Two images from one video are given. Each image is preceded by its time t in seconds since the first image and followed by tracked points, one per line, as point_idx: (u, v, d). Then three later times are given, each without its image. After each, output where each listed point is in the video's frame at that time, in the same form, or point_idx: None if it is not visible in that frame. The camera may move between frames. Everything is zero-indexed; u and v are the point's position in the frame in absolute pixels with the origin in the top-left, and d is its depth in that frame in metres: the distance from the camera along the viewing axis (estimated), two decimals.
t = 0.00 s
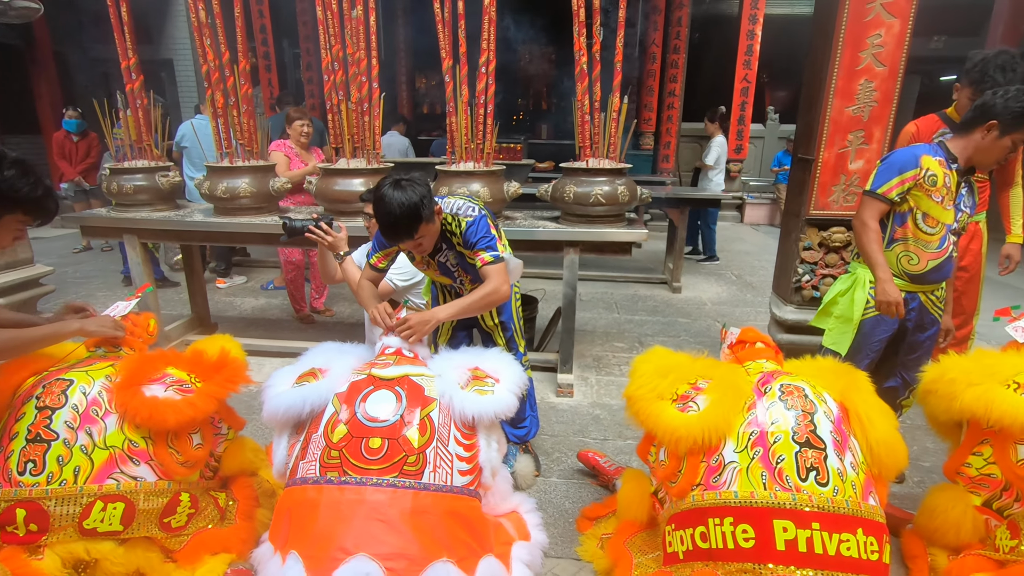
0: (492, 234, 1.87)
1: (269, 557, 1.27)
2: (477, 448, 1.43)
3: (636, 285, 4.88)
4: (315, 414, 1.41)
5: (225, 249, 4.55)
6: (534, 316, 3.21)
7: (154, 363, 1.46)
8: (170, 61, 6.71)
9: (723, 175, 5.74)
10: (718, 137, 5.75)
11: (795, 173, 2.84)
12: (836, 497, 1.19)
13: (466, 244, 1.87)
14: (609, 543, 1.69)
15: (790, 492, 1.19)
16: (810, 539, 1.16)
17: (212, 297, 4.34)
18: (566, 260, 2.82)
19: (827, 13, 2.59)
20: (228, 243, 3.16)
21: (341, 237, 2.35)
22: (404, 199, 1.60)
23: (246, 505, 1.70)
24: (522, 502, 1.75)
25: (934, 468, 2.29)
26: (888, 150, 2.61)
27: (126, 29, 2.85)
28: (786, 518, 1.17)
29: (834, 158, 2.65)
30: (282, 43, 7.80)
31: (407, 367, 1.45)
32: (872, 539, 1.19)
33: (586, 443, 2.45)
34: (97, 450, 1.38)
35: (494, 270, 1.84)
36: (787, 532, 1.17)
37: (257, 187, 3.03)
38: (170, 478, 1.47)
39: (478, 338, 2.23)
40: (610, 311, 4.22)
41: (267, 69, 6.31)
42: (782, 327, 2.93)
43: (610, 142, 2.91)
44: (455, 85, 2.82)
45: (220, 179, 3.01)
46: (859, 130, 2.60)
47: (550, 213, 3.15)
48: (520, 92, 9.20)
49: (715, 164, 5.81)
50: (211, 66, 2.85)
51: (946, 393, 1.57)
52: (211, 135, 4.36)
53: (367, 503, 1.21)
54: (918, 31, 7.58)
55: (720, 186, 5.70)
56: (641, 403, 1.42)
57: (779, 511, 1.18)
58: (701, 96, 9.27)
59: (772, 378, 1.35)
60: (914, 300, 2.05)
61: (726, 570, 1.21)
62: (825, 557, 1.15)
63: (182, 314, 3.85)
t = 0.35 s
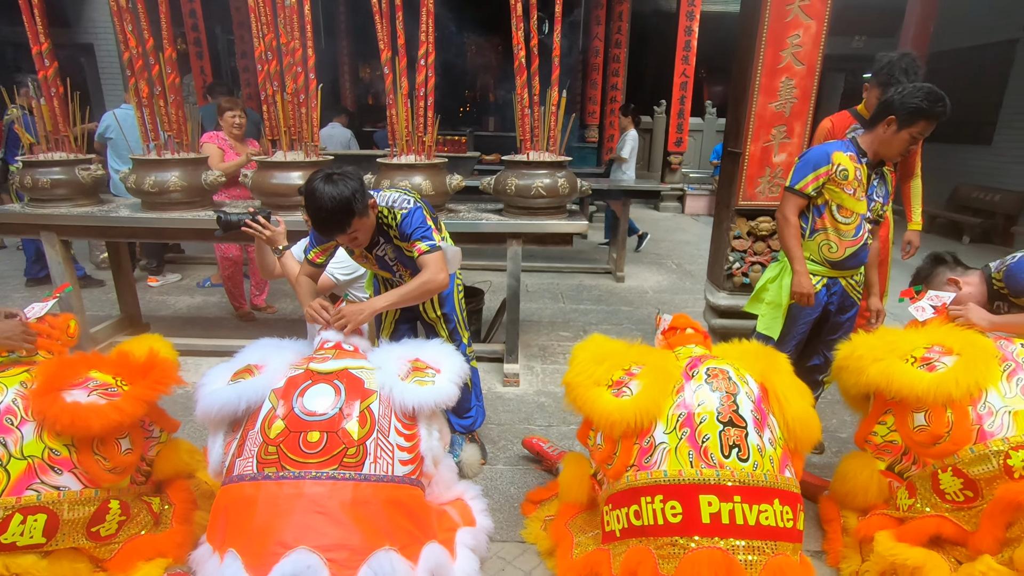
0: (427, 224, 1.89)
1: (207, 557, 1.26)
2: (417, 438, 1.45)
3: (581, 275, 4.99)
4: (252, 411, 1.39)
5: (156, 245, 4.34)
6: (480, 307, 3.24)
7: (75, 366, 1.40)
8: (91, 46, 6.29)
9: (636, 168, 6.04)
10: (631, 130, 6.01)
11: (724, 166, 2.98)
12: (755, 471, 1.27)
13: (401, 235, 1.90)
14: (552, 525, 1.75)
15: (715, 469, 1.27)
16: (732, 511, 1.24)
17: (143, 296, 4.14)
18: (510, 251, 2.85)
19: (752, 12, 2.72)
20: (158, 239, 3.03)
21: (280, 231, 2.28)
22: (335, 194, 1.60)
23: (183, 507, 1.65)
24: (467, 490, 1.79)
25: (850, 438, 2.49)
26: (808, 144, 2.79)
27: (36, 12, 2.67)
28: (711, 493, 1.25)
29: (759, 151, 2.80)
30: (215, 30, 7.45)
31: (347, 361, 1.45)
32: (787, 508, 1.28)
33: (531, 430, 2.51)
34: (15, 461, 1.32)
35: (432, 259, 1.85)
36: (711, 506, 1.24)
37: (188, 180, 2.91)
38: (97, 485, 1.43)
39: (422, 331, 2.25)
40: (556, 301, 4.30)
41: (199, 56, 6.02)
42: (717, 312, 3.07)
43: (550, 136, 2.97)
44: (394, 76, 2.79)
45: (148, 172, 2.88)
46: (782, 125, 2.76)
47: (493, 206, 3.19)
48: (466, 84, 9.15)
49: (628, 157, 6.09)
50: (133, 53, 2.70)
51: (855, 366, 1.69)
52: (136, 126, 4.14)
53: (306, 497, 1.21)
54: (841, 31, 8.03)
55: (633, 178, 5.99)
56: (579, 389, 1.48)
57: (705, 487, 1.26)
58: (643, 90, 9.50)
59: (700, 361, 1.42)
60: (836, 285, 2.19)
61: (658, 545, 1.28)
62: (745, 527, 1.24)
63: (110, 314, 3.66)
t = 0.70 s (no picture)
0: (374, 220, 1.89)
1: (156, 567, 1.24)
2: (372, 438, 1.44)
3: (536, 271, 5.05)
4: (199, 419, 1.37)
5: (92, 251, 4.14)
6: (435, 306, 3.25)
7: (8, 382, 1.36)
8: (12, 39, 5.89)
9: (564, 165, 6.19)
10: (558, 128, 6.14)
11: (669, 162, 3.09)
12: (694, 452, 1.34)
13: (348, 234, 1.91)
14: (509, 517, 1.79)
15: (657, 452, 1.33)
16: (673, 491, 1.31)
17: (79, 304, 3.94)
18: (463, 249, 2.87)
19: (691, 14, 2.83)
20: (94, 245, 2.89)
21: (211, 241, 2.31)
22: (275, 194, 1.59)
23: (129, 522, 1.60)
24: (425, 487, 1.80)
25: (790, 419, 2.64)
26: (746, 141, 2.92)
27: None
28: (655, 476, 1.31)
29: (701, 148, 2.92)
30: (150, 23, 7.11)
31: (297, 364, 1.45)
32: (725, 485, 1.35)
33: (489, 426, 2.54)
34: None
35: (380, 254, 1.86)
36: (654, 488, 1.31)
37: (125, 183, 2.80)
38: (33, 503, 1.38)
39: (376, 332, 2.25)
40: (511, 298, 4.34)
41: (133, 52, 5.74)
42: (666, 304, 3.18)
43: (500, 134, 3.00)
44: (341, 75, 2.76)
45: (80, 174, 2.75)
46: (721, 123, 2.88)
47: (446, 204, 3.20)
48: (418, 81, 9.07)
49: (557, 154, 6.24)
50: (60, 49, 2.56)
51: (791, 352, 1.80)
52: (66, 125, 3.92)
53: (259, 502, 1.20)
54: (779, 31, 8.36)
55: (561, 175, 6.13)
56: (528, 383, 1.53)
57: (648, 471, 1.32)
58: (593, 87, 9.64)
59: (642, 351, 1.49)
60: (772, 275, 2.31)
61: (607, 529, 1.35)
62: (685, 505, 1.30)
63: (43, 325, 3.47)
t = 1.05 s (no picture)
0: (323, 220, 1.87)
1: None
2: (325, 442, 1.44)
3: (493, 268, 5.06)
4: (141, 431, 1.33)
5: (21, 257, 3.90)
6: (391, 305, 3.22)
7: None
8: None
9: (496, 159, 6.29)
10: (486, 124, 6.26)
11: (619, 159, 3.16)
12: (644, 440, 1.39)
13: (295, 233, 1.87)
14: (468, 513, 1.81)
15: (609, 442, 1.37)
16: (624, 479, 1.35)
17: (8, 314, 3.71)
18: (417, 248, 2.85)
19: (636, 14, 2.90)
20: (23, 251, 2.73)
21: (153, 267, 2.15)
22: (214, 189, 1.54)
23: (69, 541, 1.52)
24: (383, 487, 1.79)
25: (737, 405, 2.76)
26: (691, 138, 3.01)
27: None
28: (607, 465, 1.35)
29: (649, 145, 3.00)
30: (79, 15, 6.73)
31: (245, 371, 1.41)
32: (674, 471, 1.40)
33: (447, 424, 2.54)
34: None
35: (329, 254, 1.83)
36: (606, 476, 1.35)
37: (55, 185, 2.64)
38: None
39: (329, 334, 2.21)
40: (468, 295, 4.34)
41: (62, 45, 5.42)
42: (619, 298, 3.26)
43: (452, 131, 3.00)
44: (286, 72, 2.69)
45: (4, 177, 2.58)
46: (668, 120, 2.97)
47: (399, 203, 3.17)
48: (369, 77, 8.91)
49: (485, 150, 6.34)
50: None
51: (735, 341, 1.88)
52: None
53: (207, 514, 1.18)
54: (723, 30, 8.63)
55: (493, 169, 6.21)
56: (484, 377, 1.55)
57: (601, 460, 1.36)
58: (547, 84, 9.71)
59: (594, 344, 1.53)
60: (716, 267, 2.40)
61: (561, 520, 1.38)
62: (638, 493, 1.34)
63: None
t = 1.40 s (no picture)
0: (281, 225, 1.84)
1: None
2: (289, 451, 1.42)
3: (458, 269, 5.05)
4: (95, 448, 1.28)
5: None
6: (356, 310, 3.19)
7: None
8: None
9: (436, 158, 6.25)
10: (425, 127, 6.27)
11: (579, 159, 3.21)
12: (586, 410, 1.42)
13: (253, 239, 1.83)
14: (438, 513, 1.82)
15: (551, 411, 1.41)
16: (566, 446, 1.37)
17: None
18: (380, 252, 2.82)
19: (591, 16, 2.94)
20: None
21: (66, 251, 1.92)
22: (170, 196, 1.50)
23: (19, 566, 1.47)
24: (351, 494, 1.77)
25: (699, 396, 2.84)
26: (649, 137, 3.08)
27: None
28: (548, 432, 1.38)
29: (608, 145, 3.05)
30: (16, 15, 6.41)
31: (204, 383, 1.38)
32: (617, 441, 1.42)
33: (415, 427, 2.54)
34: None
35: (288, 260, 1.80)
36: (547, 443, 1.37)
37: None
38: None
39: (292, 341, 2.17)
40: (435, 297, 4.32)
41: None
42: (584, 296, 3.30)
43: (412, 133, 2.99)
44: (239, 75, 2.63)
45: None
46: (626, 120, 3.03)
47: (361, 207, 3.14)
48: (328, 77, 8.75)
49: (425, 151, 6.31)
50: None
51: (694, 335, 1.93)
52: None
53: (167, 531, 1.15)
54: (680, 30, 8.80)
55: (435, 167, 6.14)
56: (441, 359, 1.61)
57: (542, 427, 1.39)
58: (509, 83, 9.72)
59: (544, 328, 1.60)
60: (676, 262, 2.47)
61: (508, 484, 1.39)
62: (578, 458, 1.37)
63: None
